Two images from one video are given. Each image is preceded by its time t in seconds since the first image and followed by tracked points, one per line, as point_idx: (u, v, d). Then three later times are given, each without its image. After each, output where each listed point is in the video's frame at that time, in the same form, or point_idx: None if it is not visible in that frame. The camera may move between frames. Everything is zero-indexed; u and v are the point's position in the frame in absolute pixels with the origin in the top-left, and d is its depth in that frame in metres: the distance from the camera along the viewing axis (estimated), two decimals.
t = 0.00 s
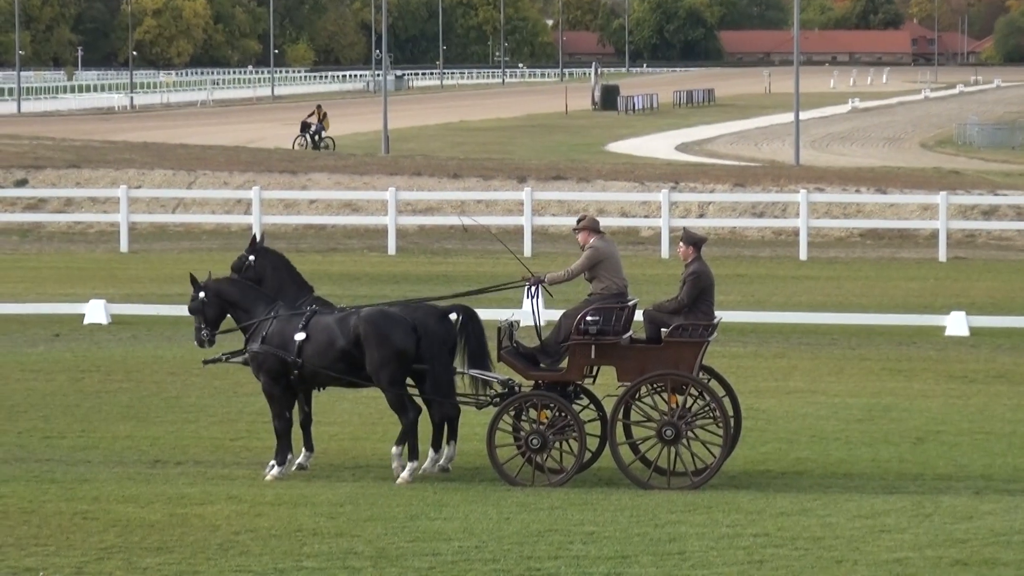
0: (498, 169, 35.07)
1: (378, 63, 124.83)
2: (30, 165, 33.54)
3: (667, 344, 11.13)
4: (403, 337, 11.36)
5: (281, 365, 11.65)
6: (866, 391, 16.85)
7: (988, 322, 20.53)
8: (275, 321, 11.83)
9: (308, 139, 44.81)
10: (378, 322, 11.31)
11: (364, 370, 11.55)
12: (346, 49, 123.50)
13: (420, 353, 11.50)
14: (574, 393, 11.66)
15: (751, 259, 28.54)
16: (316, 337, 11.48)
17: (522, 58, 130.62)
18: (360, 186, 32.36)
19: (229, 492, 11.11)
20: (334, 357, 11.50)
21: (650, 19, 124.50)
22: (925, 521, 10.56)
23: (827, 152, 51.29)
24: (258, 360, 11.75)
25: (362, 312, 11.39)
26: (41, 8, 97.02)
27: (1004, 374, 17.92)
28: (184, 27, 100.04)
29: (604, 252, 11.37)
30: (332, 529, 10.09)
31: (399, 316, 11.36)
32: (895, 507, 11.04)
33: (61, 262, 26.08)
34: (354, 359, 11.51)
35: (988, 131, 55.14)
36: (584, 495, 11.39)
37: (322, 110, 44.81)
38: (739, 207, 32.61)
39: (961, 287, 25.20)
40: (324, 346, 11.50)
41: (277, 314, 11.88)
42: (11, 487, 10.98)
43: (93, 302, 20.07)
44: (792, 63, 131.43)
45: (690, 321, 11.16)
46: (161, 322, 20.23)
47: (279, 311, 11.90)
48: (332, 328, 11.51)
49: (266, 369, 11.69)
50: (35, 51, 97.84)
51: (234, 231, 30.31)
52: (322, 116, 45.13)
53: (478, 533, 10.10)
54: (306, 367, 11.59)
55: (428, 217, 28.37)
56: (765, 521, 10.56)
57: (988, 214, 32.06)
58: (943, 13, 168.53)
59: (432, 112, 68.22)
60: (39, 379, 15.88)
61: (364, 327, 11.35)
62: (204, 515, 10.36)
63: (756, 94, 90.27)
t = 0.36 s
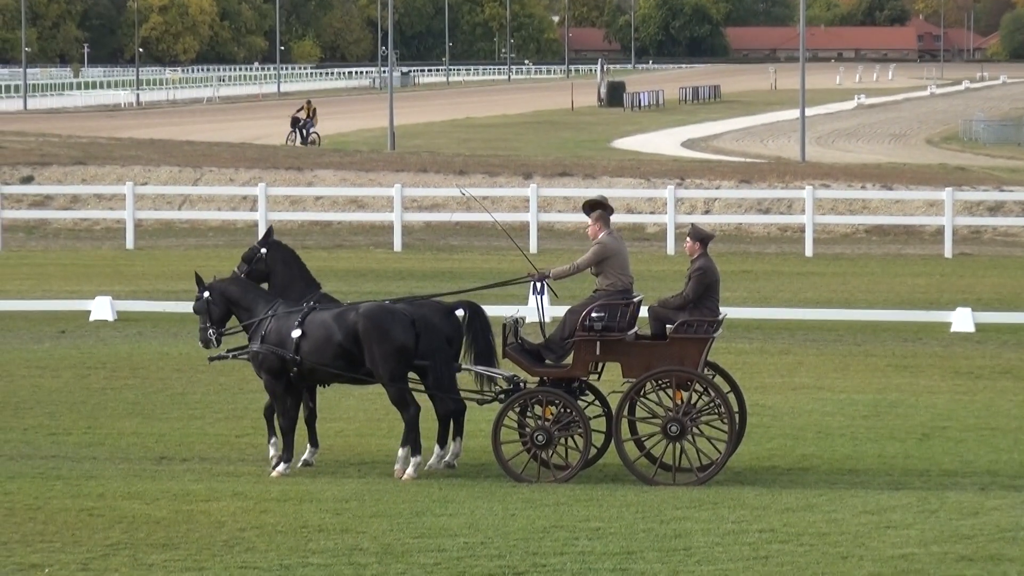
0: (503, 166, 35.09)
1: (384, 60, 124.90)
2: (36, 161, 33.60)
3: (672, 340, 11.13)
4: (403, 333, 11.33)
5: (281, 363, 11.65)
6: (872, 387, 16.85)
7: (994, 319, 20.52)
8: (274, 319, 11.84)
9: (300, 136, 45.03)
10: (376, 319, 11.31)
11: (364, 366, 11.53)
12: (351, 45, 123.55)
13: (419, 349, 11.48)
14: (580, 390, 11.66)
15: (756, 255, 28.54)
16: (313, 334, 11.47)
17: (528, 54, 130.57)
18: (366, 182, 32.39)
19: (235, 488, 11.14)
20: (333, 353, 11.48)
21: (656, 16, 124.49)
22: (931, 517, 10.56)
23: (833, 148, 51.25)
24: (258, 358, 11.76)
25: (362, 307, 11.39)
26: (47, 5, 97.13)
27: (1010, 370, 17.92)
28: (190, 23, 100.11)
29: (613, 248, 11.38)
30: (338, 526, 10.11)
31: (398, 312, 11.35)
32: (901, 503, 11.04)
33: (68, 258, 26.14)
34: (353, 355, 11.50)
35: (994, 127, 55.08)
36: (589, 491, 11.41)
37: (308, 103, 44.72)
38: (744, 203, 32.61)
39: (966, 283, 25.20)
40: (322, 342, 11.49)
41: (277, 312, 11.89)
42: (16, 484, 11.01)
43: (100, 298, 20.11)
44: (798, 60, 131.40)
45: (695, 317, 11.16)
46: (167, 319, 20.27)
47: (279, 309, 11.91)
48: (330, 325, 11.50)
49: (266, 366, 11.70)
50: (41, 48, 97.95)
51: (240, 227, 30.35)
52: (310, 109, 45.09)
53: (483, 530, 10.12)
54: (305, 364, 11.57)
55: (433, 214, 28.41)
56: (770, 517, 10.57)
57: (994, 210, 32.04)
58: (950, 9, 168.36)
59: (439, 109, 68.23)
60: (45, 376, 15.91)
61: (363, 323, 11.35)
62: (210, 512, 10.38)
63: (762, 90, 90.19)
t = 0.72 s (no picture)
0: (501, 161, 35.10)
1: (381, 54, 124.72)
2: (33, 156, 33.58)
3: (667, 335, 11.14)
4: (390, 331, 11.40)
5: (275, 357, 11.65)
6: (869, 382, 16.87)
7: (991, 313, 20.55)
8: (268, 312, 11.83)
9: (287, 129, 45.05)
10: (363, 317, 11.34)
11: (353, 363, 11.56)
12: (349, 40, 123.38)
13: (408, 345, 11.52)
14: (575, 384, 11.67)
15: (754, 250, 28.56)
16: (305, 328, 11.47)
17: (526, 49, 130.53)
18: (363, 177, 32.39)
19: (232, 483, 11.14)
20: (322, 348, 11.49)
21: (653, 11, 124.34)
22: (928, 511, 10.58)
23: (830, 143, 51.29)
24: (253, 352, 11.76)
25: (353, 305, 11.45)
26: None
27: (1007, 365, 17.95)
28: (187, 18, 100.03)
29: (611, 243, 11.38)
30: (335, 521, 10.12)
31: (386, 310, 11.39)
32: (898, 498, 11.06)
33: (65, 253, 26.11)
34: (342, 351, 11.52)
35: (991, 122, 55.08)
36: (586, 486, 11.42)
37: (293, 96, 44.54)
38: (742, 198, 32.61)
39: (963, 278, 25.21)
40: (311, 337, 11.50)
41: (272, 306, 11.88)
42: (13, 479, 11.01)
43: (96, 293, 20.11)
44: (795, 55, 131.33)
45: (691, 312, 11.17)
46: (164, 314, 20.26)
47: (274, 303, 11.90)
48: (320, 320, 11.51)
49: (260, 359, 11.70)
50: (38, 43, 97.75)
51: (237, 222, 30.35)
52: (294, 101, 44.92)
53: (480, 524, 10.12)
54: (297, 358, 11.58)
55: (431, 209, 28.39)
56: (768, 512, 10.59)
57: (991, 205, 32.07)
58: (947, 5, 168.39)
59: (436, 104, 68.18)
60: (42, 371, 15.91)
61: (352, 320, 11.38)
62: (207, 507, 10.38)
63: (759, 85, 90.17)
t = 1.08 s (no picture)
0: (516, 154, 35.08)
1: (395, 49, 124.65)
2: (49, 150, 33.66)
3: (680, 328, 11.12)
4: (399, 321, 11.38)
5: (291, 349, 11.67)
6: (884, 375, 16.82)
7: (1006, 307, 20.48)
8: (284, 305, 11.84)
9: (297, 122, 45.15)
10: (374, 307, 11.35)
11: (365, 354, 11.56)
12: (363, 34, 123.34)
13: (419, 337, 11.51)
14: (588, 378, 11.66)
15: (769, 243, 28.51)
16: (318, 319, 11.49)
17: (540, 43, 130.38)
18: (378, 171, 32.40)
19: (248, 477, 11.15)
20: (335, 339, 11.51)
21: (667, 5, 123.97)
22: (944, 505, 10.55)
23: (845, 137, 51.15)
24: (269, 344, 11.79)
25: (364, 296, 11.44)
26: None
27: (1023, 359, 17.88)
28: (202, 12, 100.12)
29: (626, 238, 11.36)
30: (351, 514, 10.12)
31: (396, 300, 11.39)
32: (914, 491, 11.03)
33: (81, 247, 26.17)
34: (355, 343, 11.53)
35: (1007, 116, 54.91)
36: (602, 480, 11.41)
37: (299, 89, 44.55)
38: (757, 191, 32.55)
39: (979, 272, 25.12)
40: (325, 328, 11.52)
41: (286, 299, 11.89)
42: (29, 472, 11.03)
43: (112, 287, 20.14)
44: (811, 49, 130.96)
45: (704, 306, 11.15)
46: (179, 308, 20.29)
47: (289, 296, 11.91)
48: (332, 312, 11.53)
49: (275, 352, 11.72)
50: (53, 37, 97.90)
51: (252, 216, 30.39)
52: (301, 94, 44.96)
53: (496, 518, 10.12)
54: (312, 350, 11.60)
55: (445, 203, 28.39)
56: (783, 506, 10.56)
57: (1006, 199, 31.96)
58: None
59: (450, 98, 68.13)
60: (58, 364, 15.94)
61: (364, 310, 11.38)
62: (223, 500, 10.40)
63: (774, 79, 89.95)
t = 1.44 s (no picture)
0: (536, 150, 35.05)
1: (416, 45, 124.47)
2: (70, 146, 33.75)
3: (700, 324, 11.07)
4: (428, 315, 11.38)
5: (315, 342, 11.66)
6: (906, 370, 16.73)
7: None
8: (309, 299, 11.84)
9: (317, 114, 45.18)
10: (404, 299, 11.34)
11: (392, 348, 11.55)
12: (383, 29, 123.26)
13: (447, 331, 11.50)
14: (608, 373, 11.61)
15: (789, 239, 28.41)
16: (346, 312, 11.48)
17: (561, 38, 130.21)
18: (398, 167, 32.40)
19: (268, 473, 11.15)
20: (362, 332, 11.50)
21: None
22: (965, 500, 10.47)
23: (866, 132, 50.94)
24: (293, 337, 11.77)
25: (392, 289, 11.43)
26: None
27: None
28: (222, 8, 100.27)
29: (644, 233, 11.32)
30: (372, 510, 10.11)
31: (426, 294, 11.39)
32: (935, 487, 10.96)
33: (103, 243, 26.23)
34: (382, 336, 11.52)
35: None
36: (623, 476, 11.37)
37: (316, 83, 44.44)
38: (778, 186, 32.44)
39: (1000, 267, 24.97)
40: (352, 321, 11.52)
41: (310, 293, 11.89)
42: (50, 469, 11.05)
43: (133, 283, 20.18)
44: (832, 44, 130.43)
45: (724, 301, 11.11)
46: (199, 303, 20.32)
47: (312, 289, 11.91)
48: (359, 304, 11.52)
49: (300, 345, 11.71)
50: (74, 33, 98.09)
51: (273, 212, 30.41)
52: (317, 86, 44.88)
53: (517, 514, 10.09)
54: (338, 343, 11.59)
55: (466, 198, 28.36)
56: (804, 501, 10.50)
57: None
58: None
59: (470, 94, 68.12)
60: (79, 360, 15.98)
61: (393, 302, 11.37)
62: (243, 496, 10.40)
63: (795, 74, 89.65)
